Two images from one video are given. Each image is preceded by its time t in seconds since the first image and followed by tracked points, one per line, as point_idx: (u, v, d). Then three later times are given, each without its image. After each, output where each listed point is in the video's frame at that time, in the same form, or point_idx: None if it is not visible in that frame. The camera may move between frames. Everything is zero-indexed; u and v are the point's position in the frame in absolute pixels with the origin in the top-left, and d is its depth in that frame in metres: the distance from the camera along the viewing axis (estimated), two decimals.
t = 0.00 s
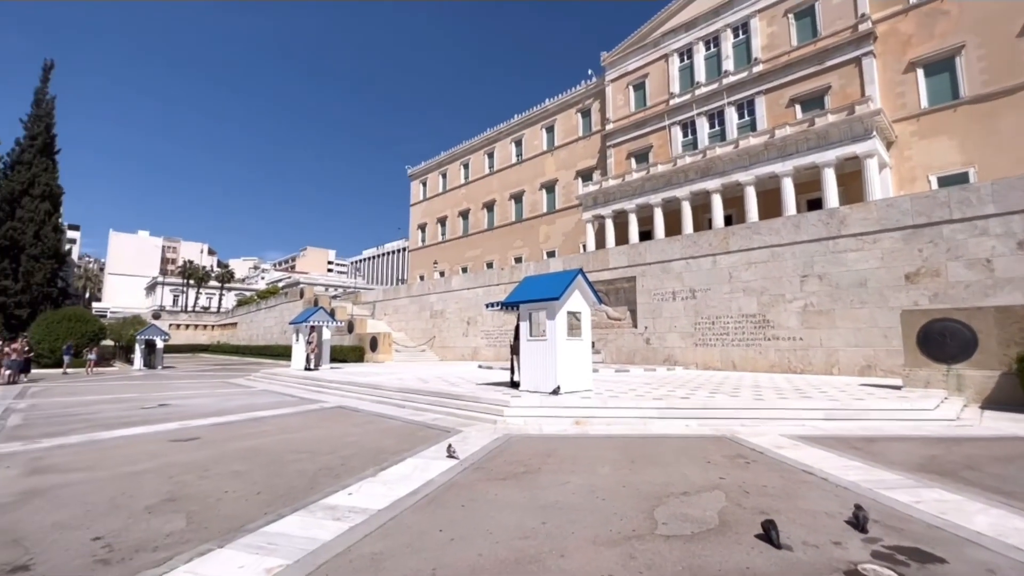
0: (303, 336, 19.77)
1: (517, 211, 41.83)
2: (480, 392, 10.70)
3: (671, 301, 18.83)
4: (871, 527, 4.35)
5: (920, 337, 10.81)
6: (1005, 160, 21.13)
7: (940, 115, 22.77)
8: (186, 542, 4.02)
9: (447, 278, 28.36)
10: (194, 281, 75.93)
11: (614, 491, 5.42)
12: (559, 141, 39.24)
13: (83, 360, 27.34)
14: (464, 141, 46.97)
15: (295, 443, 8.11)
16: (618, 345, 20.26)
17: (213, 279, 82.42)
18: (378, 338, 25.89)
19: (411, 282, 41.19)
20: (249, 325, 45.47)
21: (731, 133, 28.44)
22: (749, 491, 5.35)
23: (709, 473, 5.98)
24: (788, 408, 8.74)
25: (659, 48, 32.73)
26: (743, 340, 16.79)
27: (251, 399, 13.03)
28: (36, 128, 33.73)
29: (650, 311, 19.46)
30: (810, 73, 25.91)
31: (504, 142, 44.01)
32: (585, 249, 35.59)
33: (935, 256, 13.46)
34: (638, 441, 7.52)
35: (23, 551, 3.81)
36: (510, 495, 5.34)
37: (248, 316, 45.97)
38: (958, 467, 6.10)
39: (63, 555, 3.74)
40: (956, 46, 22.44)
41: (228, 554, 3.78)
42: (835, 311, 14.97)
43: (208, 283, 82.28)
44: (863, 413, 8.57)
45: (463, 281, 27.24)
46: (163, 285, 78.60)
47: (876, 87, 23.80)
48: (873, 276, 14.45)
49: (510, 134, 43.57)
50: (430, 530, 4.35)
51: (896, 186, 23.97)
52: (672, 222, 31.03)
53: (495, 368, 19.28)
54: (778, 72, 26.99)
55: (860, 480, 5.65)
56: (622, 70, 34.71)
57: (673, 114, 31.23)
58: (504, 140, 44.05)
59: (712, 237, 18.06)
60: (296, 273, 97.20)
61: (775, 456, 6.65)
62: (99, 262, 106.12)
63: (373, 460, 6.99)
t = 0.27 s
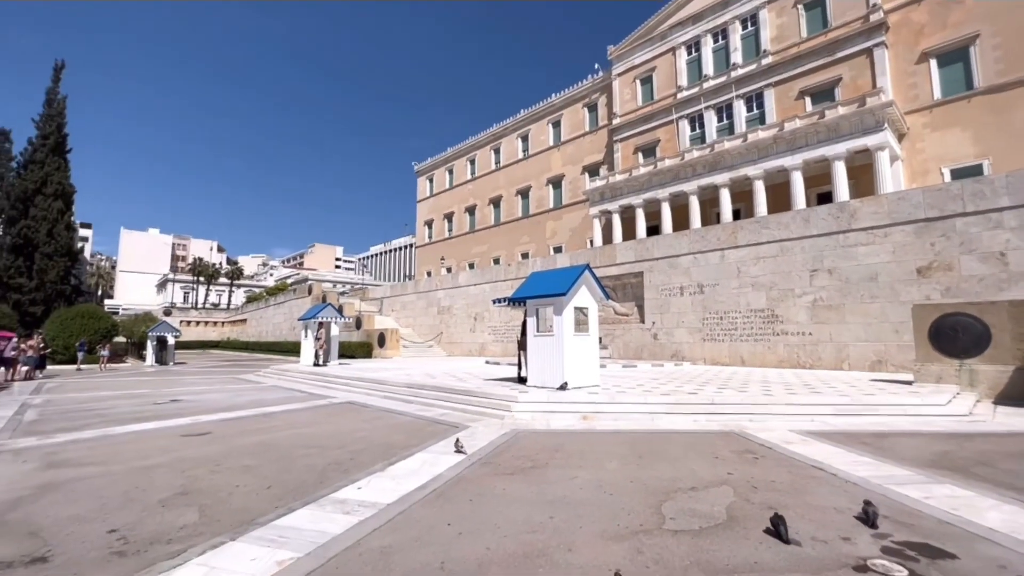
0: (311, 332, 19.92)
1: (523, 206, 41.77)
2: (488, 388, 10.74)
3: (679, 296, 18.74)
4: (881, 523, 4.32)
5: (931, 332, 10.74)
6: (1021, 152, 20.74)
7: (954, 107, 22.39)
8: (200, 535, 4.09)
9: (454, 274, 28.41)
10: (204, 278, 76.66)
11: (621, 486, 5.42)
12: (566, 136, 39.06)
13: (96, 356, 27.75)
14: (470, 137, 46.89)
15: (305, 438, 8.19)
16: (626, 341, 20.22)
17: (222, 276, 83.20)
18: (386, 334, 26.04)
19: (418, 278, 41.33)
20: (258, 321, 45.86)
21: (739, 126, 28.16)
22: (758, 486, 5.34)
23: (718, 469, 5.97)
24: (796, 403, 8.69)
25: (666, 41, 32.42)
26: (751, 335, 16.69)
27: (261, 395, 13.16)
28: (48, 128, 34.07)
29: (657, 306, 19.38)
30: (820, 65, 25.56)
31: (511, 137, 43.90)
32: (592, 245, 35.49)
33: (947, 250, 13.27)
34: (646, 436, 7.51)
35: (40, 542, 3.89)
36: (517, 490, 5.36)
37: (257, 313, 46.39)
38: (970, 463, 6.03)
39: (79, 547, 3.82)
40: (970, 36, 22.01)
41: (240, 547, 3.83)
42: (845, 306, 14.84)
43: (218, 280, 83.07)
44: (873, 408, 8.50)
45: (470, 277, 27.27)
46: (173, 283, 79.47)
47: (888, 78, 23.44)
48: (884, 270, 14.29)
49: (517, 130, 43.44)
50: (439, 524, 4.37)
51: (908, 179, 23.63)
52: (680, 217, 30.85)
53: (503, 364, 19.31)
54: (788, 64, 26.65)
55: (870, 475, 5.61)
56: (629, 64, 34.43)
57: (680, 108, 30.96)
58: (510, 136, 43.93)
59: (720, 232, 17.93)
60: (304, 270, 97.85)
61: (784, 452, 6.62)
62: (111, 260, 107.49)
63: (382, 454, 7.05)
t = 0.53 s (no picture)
0: (317, 328, 20.02)
1: (528, 202, 41.70)
2: (492, 384, 10.77)
3: (684, 292, 18.67)
4: (886, 519, 4.31)
5: (939, 328, 10.63)
6: None
7: (963, 99, 22.11)
8: (208, 529, 4.14)
9: (459, 271, 28.43)
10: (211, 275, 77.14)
11: (625, 482, 5.43)
12: (570, 132, 38.91)
13: (106, 353, 28.02)
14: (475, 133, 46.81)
15: (311, 433, 8.25)
16: (631, 337, 20.18)
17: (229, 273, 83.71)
18: (391, 331, 26.15)
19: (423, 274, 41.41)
20: (265, 318, 46.14)
21: (745, 120, 27.93)
22: (763, 482, 5.33)
23: (722, 465, 5.97)
24: (802, 399, 8.65)
25: (672, 34, 32.16)
26: (757, 331, 16.61)
27: (268, 391, 13.26)
28: (56, 126, 34.32)
29: (663, 302, 19.32)
30: (828, 58, 25.29)
31: (515, 133, 43.78)
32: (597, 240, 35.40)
33: (956, 244, 13.14)
34: (650, 432, 7.50)
35: (51, 536, 3.95)
36: (522, 486, 5.38)
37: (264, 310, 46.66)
38: (978, 459, 5.99)
39: (90, 540, 3.88)
40: (980, 27, 21.67)
41: (247, 541, 3.87)
42: (852, 301, 14.73)
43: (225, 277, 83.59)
44: (880, 404, 8.45)
45: (475, 273, 27.29)
46: (180, 280, 80.07)
47: (896, 71, 23.16)
48: (891, 265, 14.16)
49: (521, 125, 43.31)
50: (444, 519, 4.40)
51: (917, 173, 23.37)
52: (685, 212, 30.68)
53: (508, 360, 19.34)
54: (795, 57, 26.39)
55: (876, 471, 5.58)
56: (634, 58, 34.19)
57: (685, 102, 30.75)
58: (514, 131, 43.82)
59: (725, 227, 17.83)
60: (310, 267, 98.29)
61: (790, 447, 6.60)
62: (120, 257, 108.43)
63: (387, 450, 7.10)
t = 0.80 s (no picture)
0: (320, 325, 20.07)
1: (530, 199, 41.62)
2: (494, 380, 10.80)
3: (686, 288, 18.62)
4: (888, 514, 4.30)
5: (943, 324, 10.56)
6: None
7: (969, 93, 21.93)
8: (210, 525, 4.16)
9: (461, 267, 28.43)
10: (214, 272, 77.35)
11: (626, 478, 5.44)
12: (572, 127, 38.77)
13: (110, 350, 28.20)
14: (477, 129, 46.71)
15: (313, 430, 8.29)
16: (633, 333, 20.15)
17: (232, 270, 83.93)
18: (394, 327, 26.21)
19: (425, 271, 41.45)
20: (268, 315, 46.29)
21: (748, 115, 27.79)
22: (764, 478, 5.32)
23: (724, 460, 5.96)
24: (804, 395, 8.64)
25: (674, 29, 31.95)
26: (760, 327, 16.57)
27: (271, 387, 13.32)
28: (59, 124, 34.42)
29: (665, 298, 19.28)
30: (832, 52, 25.09)
31: (517, 130, 43.67)
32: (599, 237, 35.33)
33: (961, 239, 13.05)
34: (652, 428, 7.50)
35: (55, 532, 3.99)
36: (523, 481, 5.39)
37: (267, 307, 46.82)
38: (981, 454, 5.96)
39: (93, 536, 3.91)
40: (986, 20, 21.44)
41: (248, 537, 3.89)
42: (856, 297, 14.68)
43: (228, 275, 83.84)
44: (882, 400, 8.43)
45: (477, 270, 27.29)
46: (184, 277, 80.36)
47: (901, 65, 22.98)
48: (895, 260, 14.08)
49: (523, 121, 43.20)
50: (445, 515, 4.42)
51: (922, 168, 23.22)
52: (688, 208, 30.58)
53: (510, 356, 19.36)
54: (798, 51, 26.19)
55: (879, 467, 5.56)
56: (637, 53, 34.00)
57: (688, 97, 30.59)
58: (516, 128, 43.71)
59: (728, 223, 17.76)
60: (312, 264, 98.46)
61: (791, 443, 6.60)
62: (123, 255, 108.81)
63: (389, 446, 7.12)
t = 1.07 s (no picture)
0: (321, 323, 20.10)
1: (531, 196, 41.58)
2: (495, 377, 10.81)
3: (687, 285, 18.60)
4: (889, 511, 4.30)
5: (944, 321, 10.53)
6: None
7: (972, 90, 21.83)
8: (211, 521, 4.17)
9: (462, 265, 28.42)
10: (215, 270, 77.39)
11: (627, 474, 5.45)
12: (573, 125, 38.69)
13: (112, 347, 28.28)
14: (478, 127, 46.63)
15: (315, 426, 8.31)
16: (634, 330, 20.14)
17: (233, 268, 84.00)
18: (395, 325, 26.25)
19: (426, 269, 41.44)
20: (269, 312, 46.36)
21: (749, 112, 27.70)
22: (765, 474, 5.33)
23: (725, 457, 5.96)
24: (806, 392, 8.64)
25: (676, 26, 31.83)
26: (761, 324, 16.56)
27: (272, 384, 13.35)
28: (59, 122, 34.40)
29: (666, 295, 19.26)
30: (834, 48, 24.97)
31: (518, 127, 43.58)
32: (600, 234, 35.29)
33: (963, 236, 13.01)
34: (653, 425, 7.51)
35: (57, 528, 4.00)
36: (524, 478, 5.40)
37: (268, 304, 46.88)
38: (982, 451, 5.96)
39: (95, 532, 3.92)
40: (989, 16, 21.34)
41: (249, 533, 3.90)
42: (857, 294, 14.65)
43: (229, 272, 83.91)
44: (884, 397, 8.43)
45: (478, 267, 27.28)
46: (185, 275, 80.46)
47: (903, 61, 22.87)
48: (897, 257, 14.05)
49: (524, 119, 43.12)
50: (446, 512, 4.42)
51: (924, 164, 23.13)
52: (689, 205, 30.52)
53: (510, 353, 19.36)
54: (800, 48, 26.08)
55: (880, 464, 5.56)
56: (638, 50, 33.88)
57: (690, 94, 30.50)
58: (517, 125, 43.62)
59: (729, 220, 17.72)
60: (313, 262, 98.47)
61: (792, 440, 6.60)
62: (125, 253, 108.96)
63: (390, 443, 7.14)
